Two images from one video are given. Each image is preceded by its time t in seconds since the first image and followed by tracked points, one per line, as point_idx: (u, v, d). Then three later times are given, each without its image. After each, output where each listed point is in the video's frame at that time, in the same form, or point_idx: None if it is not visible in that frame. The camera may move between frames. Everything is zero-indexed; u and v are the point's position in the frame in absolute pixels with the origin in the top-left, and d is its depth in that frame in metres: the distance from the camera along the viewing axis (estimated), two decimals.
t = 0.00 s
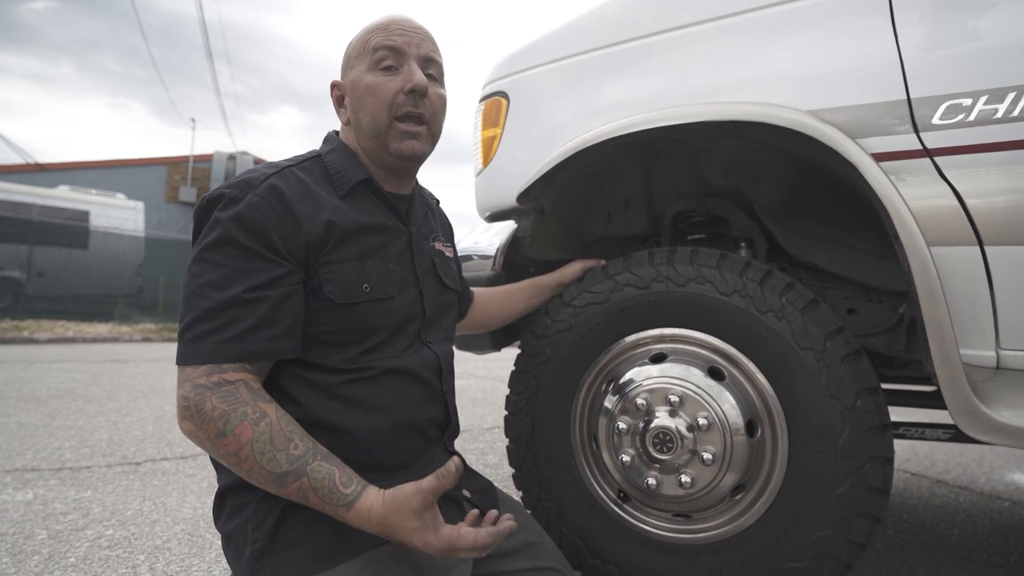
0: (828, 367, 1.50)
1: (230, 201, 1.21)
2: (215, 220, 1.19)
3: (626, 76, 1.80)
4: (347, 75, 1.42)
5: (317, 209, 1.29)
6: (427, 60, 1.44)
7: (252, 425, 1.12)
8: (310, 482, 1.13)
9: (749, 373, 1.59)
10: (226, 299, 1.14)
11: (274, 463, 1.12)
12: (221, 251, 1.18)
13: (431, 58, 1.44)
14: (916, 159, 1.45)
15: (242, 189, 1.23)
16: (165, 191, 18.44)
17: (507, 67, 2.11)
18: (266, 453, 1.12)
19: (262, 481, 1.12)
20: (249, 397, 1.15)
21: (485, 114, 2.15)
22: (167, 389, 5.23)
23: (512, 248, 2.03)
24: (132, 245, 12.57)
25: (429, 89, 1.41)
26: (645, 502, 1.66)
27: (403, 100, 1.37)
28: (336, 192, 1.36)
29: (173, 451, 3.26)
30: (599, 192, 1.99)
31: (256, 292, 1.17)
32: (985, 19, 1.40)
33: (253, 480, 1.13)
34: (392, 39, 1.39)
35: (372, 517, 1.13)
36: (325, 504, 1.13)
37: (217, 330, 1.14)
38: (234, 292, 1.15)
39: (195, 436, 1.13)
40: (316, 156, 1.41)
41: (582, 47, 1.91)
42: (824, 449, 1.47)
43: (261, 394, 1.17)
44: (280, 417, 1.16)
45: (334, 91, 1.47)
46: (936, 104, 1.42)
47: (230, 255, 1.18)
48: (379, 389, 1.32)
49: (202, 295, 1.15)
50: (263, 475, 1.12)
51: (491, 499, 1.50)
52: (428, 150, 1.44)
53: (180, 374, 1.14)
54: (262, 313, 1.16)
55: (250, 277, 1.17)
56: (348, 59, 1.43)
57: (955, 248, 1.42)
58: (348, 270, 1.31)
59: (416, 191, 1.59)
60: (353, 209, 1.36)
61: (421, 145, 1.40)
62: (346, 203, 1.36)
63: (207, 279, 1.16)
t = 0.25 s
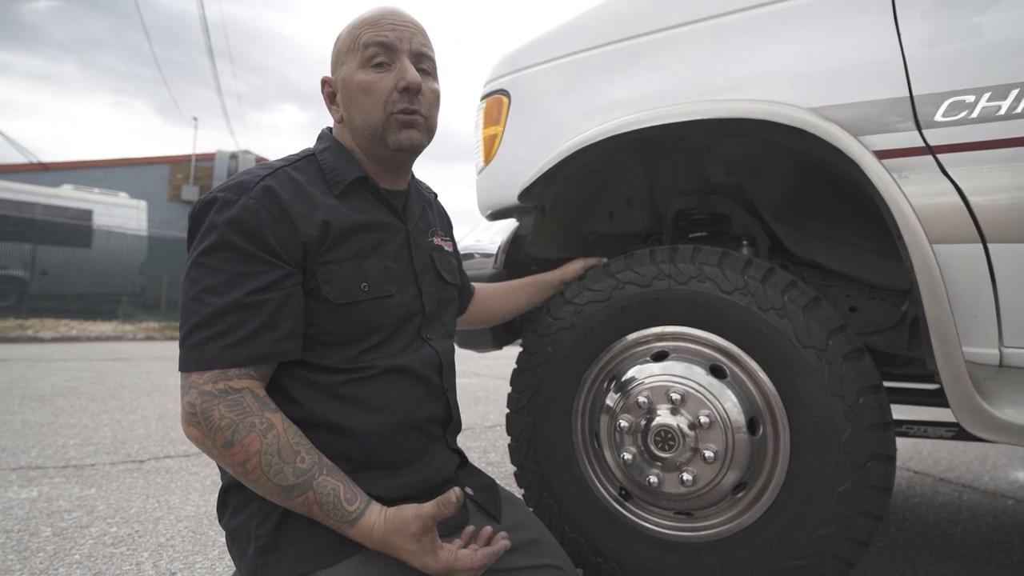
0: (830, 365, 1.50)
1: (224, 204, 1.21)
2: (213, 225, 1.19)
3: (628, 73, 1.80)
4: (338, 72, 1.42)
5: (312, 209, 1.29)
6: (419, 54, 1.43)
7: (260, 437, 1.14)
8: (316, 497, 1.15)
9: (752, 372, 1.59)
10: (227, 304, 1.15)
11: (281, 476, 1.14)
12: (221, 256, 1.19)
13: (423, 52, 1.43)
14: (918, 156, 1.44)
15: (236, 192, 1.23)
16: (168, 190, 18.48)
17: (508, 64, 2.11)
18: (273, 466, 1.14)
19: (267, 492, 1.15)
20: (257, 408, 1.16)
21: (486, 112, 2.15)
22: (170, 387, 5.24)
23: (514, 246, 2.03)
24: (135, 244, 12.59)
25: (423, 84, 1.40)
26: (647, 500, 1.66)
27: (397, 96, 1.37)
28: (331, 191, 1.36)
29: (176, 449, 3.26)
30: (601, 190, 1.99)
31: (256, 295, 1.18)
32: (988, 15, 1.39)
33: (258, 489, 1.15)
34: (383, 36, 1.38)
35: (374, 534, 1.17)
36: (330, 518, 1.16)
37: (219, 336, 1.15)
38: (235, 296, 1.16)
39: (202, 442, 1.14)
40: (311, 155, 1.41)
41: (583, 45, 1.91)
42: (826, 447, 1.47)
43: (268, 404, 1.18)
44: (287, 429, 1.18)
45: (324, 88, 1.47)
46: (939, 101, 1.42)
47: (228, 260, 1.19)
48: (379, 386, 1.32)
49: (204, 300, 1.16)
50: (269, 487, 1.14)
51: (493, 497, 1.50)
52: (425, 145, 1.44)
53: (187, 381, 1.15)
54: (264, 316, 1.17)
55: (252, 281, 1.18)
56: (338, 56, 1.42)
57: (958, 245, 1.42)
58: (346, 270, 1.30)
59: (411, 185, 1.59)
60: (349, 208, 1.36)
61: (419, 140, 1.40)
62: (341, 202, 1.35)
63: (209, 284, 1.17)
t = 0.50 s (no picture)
0: (830, 363, 1.51)
1: (218, 206, 1.22)
2: (208, 227, 1.20)
3: (627, 72, 1.80)
4: (332, 70, 1.42)
5: (307, 209, 1.30)
6: (414, 53, 1.44)
7: (255, 440, 1.15)
8: (311, 501, 1.16)
9: (753, 370, 1.59)
10: (220, 307, 1.15)
11: (276, 479, 1.15)
12: (216, 257, 1.19)
13: (417, 51, 1.44)
14: (917, 155, 1.45)
15: (230, 193, 1.23)
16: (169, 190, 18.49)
17: (508, 64, 2.12)
18: (268, 470, 1.15)
19: (262, 495, 1.15)
20: (253, 412, 1.17)
21: (486, 112, 2.15)
22: (172, 387, 5.25)
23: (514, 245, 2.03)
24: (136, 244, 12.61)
25: (417, 84, 1.41)
26: (648, 498, 1.67)
27: (391, 97, 1.37)
28: (326, 191, 1.36)
29: (178, 449, 3.27)
30: (601, 189, 1.99)
31: (251, 297, 1.18)
32: (987, 14, 1.40)
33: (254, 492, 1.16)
34: (377, 35, 1.38)
35: (369, 539, 1.17)
36: (324, 522, 1.16)
37: (214, 338, 1.16)
38: (230, 297, 1.17)
39: (198, 445, 1.15)
40: (305, 155, 1.41)
41: (582, 44, 1.92)
42: (826, 446, 1.47)
43: (263, 407, 1.18)
44: (282, 433, 1.18)
45: (318, 85, 1.47)
46: (938, 100, 1.42)
47: (223, 262, 1.19)
48: (378, 386, 1.33)
49: (198, 302, 1.17)
50: (265, 490, 1.15)
51: (494, 496, 1.51)
52: (419, 145, 1.45)
53: (184, 384, 1.16)
54: (259, 317, 1.18)
55: (247, 282, 1.19)
56: (333, 54, 1.42)
57: (957, 243, 1.42)
58: (342, 270, 1.31)
59: (409, 184, 1.59)
60: (346, 208, 1.36)
61: (413, 141, 1.40)
62: (336, 201, 1.36)
63: (203, 286, 1.17)
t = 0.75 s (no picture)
0: (834, 363, 1.50)
1: (216, 207, 1.23)
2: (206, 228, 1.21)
3: (631, 72, 1.80)
4: (333, 71, 1.42)
5: (305, 210, 1.30)
6: (415, 54, 1.44)
7: (227, 436, 1.12)
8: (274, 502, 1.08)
9: (756, 370, 1.59)
10: (214, 305, 1.17)
11: (243, 477, 1.10)
12: (215, 256, 1.21)
13: (418, 52, 1.44)
14: (921, 154, 1.44)
15: (230, 195, 1.24)
16: (176, 190, 18.59)
17: (512, 64, 2.12)
18: (236, 467, 1.10)
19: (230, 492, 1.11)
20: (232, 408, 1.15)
21: (490, 111, 2.15)
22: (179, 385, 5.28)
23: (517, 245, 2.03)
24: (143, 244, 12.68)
25: (418, 85, 1.41)
26: (651, 497, 1.67)
27: (392, 98, 1.38)
28: (326, 191, 1.37)
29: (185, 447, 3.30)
30: (605, 189, 1.99)
31: (245, 297, 1.19)
32: (992, 13, 1.39)
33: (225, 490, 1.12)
34: (378, 36, 1.39)
35: (325, 549, 1.05)
36: (286, 527, 1.07)
37: (207, 336, 1.17)
38: (225, 296, 1.18)
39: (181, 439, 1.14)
40: (305, 155, 1.41)
41: (585, 44, 1.92)
42: (830, 446, 1.47)
43: (244, 406, 1.17)
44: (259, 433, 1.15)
45: (320, 86, 1.48)
46: (943, 99, 1.42)
47: (220, 262, 1.20)
48: (378, 386, 1.34)
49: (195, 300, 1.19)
50: (233, 488, 1.10)
51: (497, 495, 1.51)
52: (420, 147, 1.45)
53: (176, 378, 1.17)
54: (251, 316, 1.19)
55: (242, 282, 1.20)
56: (334, 55, 1.43)
57: (961, 243, 1.42)
58: (341, 270, 1.32)
59: (409, 183, 1.59)
60: (346, 208, 1.37)
61: (413, 143, 1.41)
62: (336, 201, 1.37)
63: (200, 285, 1.19)
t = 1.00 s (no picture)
0: (834, 363, 1.51)
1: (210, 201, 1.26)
2: (200, 226, 1.24)
3: (632, 72, 1.81)
4: (335, 70, 1.43)
5: (302, 206, 1.31)
6: (416, 52, 1.45)
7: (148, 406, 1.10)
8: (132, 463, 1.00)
9: (757, 370, 1.59)
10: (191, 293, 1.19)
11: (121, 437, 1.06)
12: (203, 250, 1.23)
13: (419, 51, 1.45)
14: (920, 155, 1.45)
15: (224, 193, 1.27)
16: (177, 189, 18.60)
17: (512, 65, 2.13)
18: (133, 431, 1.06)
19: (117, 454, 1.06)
20: (164, 382, 1.14)
21: (491, 112, 2.16)
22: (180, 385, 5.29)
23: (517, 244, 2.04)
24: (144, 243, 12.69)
25: (420, 83, 1.43)
26: (652, 496, 1.68)
27: (396, 95, 1.39)
28: (325, 188, 1.38)
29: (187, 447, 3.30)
30: (606, 189, 2.00)
31: (222, 288, 1.20)
32: (991, 13, 1.40)
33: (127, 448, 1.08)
34: (381, 35, 1.40)
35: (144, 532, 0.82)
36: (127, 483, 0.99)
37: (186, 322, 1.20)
38: (201, 288, 1.20)
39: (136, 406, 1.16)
40: (306, 154, 1.42)
41: (585, 44, 1.93)
42: (830, 445, 1.47)
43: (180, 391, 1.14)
44: (168, 416, 1.10)
45: (319, 87, 1.47)
46: (942, 99, 1.42)
47: (213, 257, 1.23)
48: (383, 381, 1.35)
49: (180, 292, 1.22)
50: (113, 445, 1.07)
51: (498, 493, 1.52)
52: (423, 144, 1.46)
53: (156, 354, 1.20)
54: (221, 309, 1.19)
55: (223, 275, 1.21)
56: (335, 55, 1.43)
57: (960, 242, 1.42)
58: (342, 263, 1.33)
59: (410, 178, 1.59)
60: (347, 205, 1.38)
61: (417, 139, 1.42)
62: (335, 198, 1.37)
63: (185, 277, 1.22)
